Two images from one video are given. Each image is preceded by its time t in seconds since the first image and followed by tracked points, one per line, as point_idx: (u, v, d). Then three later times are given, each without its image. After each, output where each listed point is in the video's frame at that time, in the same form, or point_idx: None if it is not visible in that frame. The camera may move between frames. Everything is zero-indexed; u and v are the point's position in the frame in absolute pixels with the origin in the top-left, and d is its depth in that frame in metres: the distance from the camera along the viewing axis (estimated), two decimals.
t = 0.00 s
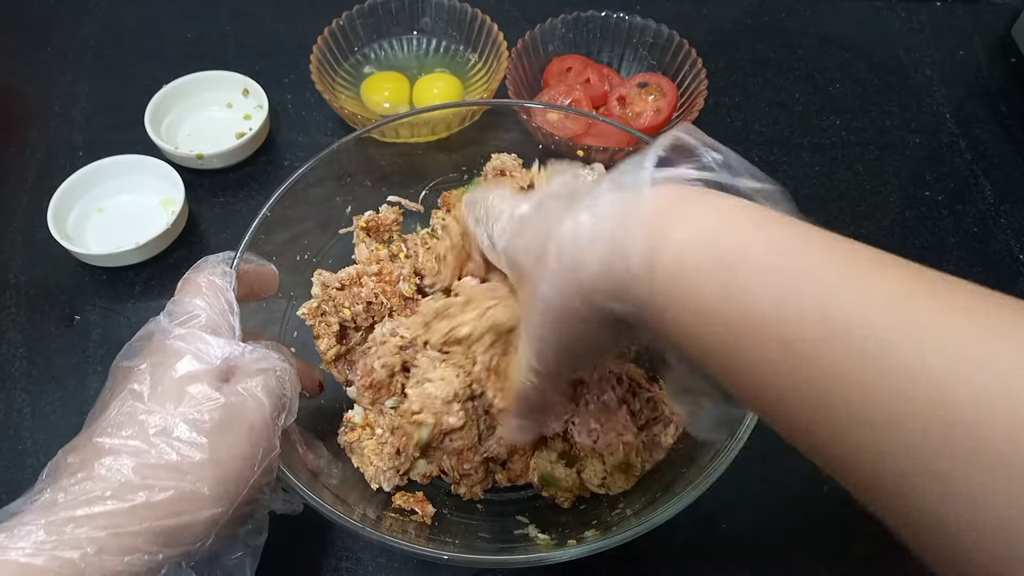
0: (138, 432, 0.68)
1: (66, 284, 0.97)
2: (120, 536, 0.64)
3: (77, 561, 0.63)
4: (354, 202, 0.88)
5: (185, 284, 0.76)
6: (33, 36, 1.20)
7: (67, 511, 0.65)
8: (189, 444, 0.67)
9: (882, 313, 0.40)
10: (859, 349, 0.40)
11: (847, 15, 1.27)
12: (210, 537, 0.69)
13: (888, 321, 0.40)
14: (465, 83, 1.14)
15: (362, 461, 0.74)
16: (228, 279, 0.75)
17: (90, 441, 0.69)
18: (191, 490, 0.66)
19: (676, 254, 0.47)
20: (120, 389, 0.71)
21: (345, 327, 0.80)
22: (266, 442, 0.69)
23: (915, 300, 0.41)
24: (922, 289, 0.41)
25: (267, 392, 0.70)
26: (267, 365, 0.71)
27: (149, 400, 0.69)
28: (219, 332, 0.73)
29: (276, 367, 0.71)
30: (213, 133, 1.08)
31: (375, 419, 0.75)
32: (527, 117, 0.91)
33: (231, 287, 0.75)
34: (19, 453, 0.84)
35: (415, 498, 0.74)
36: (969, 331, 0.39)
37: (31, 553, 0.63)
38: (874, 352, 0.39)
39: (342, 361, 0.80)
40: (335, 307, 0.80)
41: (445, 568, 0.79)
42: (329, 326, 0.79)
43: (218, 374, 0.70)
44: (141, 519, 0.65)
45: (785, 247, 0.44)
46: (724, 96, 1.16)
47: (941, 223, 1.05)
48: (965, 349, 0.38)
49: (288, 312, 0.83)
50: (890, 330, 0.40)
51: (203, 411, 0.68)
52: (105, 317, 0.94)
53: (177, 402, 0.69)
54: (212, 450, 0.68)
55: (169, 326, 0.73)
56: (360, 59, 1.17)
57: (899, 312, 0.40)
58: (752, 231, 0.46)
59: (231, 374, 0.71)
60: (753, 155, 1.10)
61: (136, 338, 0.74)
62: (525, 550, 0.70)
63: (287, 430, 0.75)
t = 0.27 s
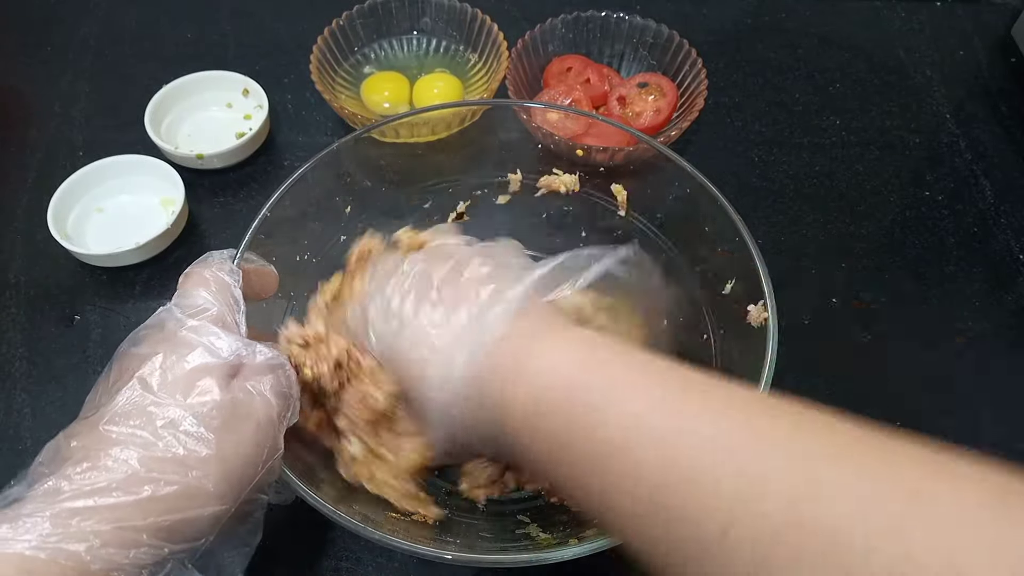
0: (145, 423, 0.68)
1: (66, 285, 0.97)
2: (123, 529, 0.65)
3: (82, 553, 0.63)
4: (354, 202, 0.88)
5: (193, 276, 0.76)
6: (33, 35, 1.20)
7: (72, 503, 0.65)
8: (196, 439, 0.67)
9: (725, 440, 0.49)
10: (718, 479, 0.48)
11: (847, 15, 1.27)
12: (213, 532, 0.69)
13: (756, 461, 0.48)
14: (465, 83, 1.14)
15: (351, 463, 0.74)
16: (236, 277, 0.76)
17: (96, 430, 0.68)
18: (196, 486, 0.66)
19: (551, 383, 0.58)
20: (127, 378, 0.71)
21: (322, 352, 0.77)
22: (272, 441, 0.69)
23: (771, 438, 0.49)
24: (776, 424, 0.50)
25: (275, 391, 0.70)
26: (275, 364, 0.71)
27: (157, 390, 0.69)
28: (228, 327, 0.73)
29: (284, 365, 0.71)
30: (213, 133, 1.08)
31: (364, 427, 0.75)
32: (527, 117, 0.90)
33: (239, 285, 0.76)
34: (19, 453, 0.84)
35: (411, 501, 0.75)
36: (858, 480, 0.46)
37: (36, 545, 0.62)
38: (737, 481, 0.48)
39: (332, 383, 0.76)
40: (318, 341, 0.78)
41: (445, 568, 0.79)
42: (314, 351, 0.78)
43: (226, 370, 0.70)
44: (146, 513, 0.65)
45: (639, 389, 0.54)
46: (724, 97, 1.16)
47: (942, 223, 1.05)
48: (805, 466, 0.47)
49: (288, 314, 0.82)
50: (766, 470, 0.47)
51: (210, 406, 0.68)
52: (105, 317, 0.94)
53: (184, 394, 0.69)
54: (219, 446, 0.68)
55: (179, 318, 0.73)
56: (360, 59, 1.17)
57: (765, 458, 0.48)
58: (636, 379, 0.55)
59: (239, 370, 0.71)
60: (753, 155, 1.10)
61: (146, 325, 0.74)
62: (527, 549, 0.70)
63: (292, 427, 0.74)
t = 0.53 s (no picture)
0: (148, 430, 0.68)
1: (66, 284, 0.97)
2: (133, 535, 0.64)
3: (95, 561, 0.63)
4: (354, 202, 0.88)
5: (187, 281, 0.76)
6: (33, 35, 1.20)
7: (80, 511, 0.64)
8: (199, 442, 0.67)
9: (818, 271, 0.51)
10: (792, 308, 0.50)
11: (847, 15, 1.27)
12: (223, 534, 0.69)
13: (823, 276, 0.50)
14: (465, 83, 1.14)
15: (362, 471, 0.73)
16: (229, 276, 0.76)
17: (99, 440, 0.68)
18: (204, 488, 0.66)
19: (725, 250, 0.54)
20: (127, 386, 0.71)
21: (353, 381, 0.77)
22: (274, 439, 0.69)
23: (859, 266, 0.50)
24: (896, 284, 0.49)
25: (274, 388, 0.70)
26: (272, 360, 0.71)
27: (157, 397, 0.69)
28: (224, 327, 0.73)
29: (282, 360, 0.71)
30: (214, 133, 1.08)
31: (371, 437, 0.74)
32: (527, 117, 0.91)
33: (233, 284, 0.76)
34: (19, 453, 0.84)
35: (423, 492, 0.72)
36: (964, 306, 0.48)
37: (47, 555, 0.62)
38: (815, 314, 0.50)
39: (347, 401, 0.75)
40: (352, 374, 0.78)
41: (445, 568, 0.79)
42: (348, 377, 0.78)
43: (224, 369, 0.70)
44: (156, 518, 0.65)
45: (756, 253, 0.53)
46: (724, 96, 1.16)
47: (941, 223, 1.05)
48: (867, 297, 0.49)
49: (288, 314, 0.82)
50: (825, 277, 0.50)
51: (209, 407, 0.69)
52: (105, 317, 0.94)
53: (183, 398, 0.69)
54: (222, 446, 0.68)
55: (174, 323, 0.73)
56: (360, 59, 1.17)
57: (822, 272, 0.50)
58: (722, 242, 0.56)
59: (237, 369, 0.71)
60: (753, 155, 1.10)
61: (141, 334, 0.74)
62: (527, 549, 0.70)
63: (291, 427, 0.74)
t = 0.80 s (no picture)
0: (144, 426, 0.68)
1: (66, 285, 0.97)
2: (122, 531, 0.64)
3: (82, 556, 0.63)
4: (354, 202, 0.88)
5: (191, 278, 0.76)
6: (33, 35, 1.20)
7: (72, 505, 0.64)
8: (195, 441, 0.67)
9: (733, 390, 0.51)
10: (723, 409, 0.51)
11: (847, 15, 1.27)
12: (212, 534, 0.69)
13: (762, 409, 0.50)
14: (465, 83, 1.14)
15: (339, 451, 0.74)
16: (235, 276, 0.76)
17: (95, 434, 0.68)
18: (195, 487, 0.66)
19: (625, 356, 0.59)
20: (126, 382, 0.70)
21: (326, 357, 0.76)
22: (270, 442, 0.69)
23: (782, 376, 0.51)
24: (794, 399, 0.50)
25: (273, 392, 0.70)
26: (272, 364, 0.71)
27: (155, 393, 0.69)
28: (227, 329, 0.73)
29: (282, 365, 0.72)
30: (214, 133, 1.08)
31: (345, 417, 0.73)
32: (527, 116, 0.90)
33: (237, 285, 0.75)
34: (19, 453, 0.84)
35: (416, 489, 0.72)
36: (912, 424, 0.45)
37: (36, 548, 0.62)
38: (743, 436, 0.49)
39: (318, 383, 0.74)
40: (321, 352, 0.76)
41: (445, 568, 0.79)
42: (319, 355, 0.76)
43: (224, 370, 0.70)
44: (145, 515, 0.65)
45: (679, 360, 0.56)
46: (724, 97, 1.16)
47: (942, 223, 1.05)
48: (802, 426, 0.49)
49: (289, 314, 0.82)
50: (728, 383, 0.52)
51: (208, 406, 0.68)
52: (105, 317, 0.94)
53: (182, 397, 0.69)
54: (217, 447, 0.67)
55: (177, 319, 0.73)
56: (360, 59, 1.17)
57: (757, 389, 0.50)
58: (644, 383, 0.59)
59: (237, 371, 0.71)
60: (753, 155, 1.10)
61: (143, 331, 0.74)
62: (527, 549, 0.70)
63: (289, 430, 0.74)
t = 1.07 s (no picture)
0: (142, 414, 0.68)
1: (66, 284, 0.97)
2: (119, 516, 0.64)
3: (79, 540, 0.63)
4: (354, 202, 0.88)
5: (193, 270, 0.76)
6: (33, 35, 1.20)
7: (69, 490, 0.65)
8: (192, 429, 0.67)
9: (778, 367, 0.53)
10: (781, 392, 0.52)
11: (847, 15, 1.27)
12: (208, 523, 0.69)
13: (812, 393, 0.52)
14: (465, 83, 1.14)
15: (335, 448, 0.73)
16: (235, 267, 0.76)
17: (93, 421, 0.68)
18: (192, 475, 0.66)
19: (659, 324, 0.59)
20: (124, 371, 0.71)
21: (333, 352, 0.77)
22: (265, 432, 0.70)
23: (844, 357, 0.52)
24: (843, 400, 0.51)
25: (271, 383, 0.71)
26: (270, 354, 0.71)
27: (153, 381, 0.69)
28: (226, 319, 0.73)
29: (280, 357, 0.72)
30: (213, 132, 1.08)
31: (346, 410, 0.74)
32: (526, 118, 0.91)
33: (237, 276, 0.75)
34: (19, 453, 0.84)
35: (413, 494, 0.72)
36: (959, 413, 0.47)
37: (33, 531, 0.62)
38: (804, 417, 0.50)
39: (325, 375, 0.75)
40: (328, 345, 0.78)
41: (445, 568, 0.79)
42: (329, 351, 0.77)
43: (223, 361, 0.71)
44: (142, 502, 0.65)
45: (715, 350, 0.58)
46: (724, 97, 1.16)
47: (942, 223, 1.05)
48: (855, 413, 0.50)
49: (292, 314, 0.83)
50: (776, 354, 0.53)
51: (205, 396, 0.68)
52: (105, 317, 0.94)
53: (179, 385, 0.69)
54: (214, 436, 0.67)
55: (176, 309, 0.73)
56: (360, 59, 1.17)
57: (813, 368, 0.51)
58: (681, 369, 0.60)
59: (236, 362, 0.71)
60: (753, 155, 1.10)
61: (142, 320, 0.74)
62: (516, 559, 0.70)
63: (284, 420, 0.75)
